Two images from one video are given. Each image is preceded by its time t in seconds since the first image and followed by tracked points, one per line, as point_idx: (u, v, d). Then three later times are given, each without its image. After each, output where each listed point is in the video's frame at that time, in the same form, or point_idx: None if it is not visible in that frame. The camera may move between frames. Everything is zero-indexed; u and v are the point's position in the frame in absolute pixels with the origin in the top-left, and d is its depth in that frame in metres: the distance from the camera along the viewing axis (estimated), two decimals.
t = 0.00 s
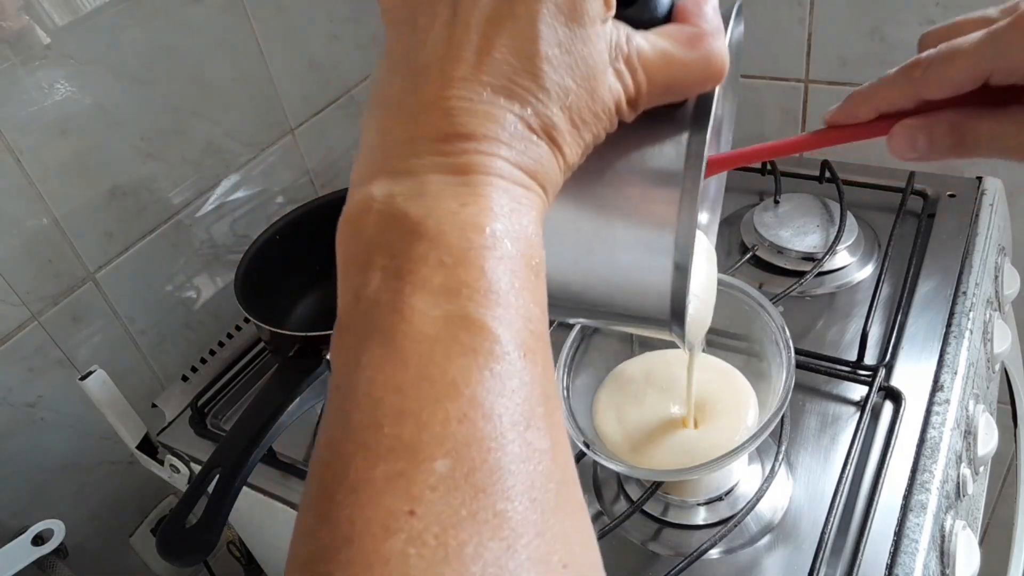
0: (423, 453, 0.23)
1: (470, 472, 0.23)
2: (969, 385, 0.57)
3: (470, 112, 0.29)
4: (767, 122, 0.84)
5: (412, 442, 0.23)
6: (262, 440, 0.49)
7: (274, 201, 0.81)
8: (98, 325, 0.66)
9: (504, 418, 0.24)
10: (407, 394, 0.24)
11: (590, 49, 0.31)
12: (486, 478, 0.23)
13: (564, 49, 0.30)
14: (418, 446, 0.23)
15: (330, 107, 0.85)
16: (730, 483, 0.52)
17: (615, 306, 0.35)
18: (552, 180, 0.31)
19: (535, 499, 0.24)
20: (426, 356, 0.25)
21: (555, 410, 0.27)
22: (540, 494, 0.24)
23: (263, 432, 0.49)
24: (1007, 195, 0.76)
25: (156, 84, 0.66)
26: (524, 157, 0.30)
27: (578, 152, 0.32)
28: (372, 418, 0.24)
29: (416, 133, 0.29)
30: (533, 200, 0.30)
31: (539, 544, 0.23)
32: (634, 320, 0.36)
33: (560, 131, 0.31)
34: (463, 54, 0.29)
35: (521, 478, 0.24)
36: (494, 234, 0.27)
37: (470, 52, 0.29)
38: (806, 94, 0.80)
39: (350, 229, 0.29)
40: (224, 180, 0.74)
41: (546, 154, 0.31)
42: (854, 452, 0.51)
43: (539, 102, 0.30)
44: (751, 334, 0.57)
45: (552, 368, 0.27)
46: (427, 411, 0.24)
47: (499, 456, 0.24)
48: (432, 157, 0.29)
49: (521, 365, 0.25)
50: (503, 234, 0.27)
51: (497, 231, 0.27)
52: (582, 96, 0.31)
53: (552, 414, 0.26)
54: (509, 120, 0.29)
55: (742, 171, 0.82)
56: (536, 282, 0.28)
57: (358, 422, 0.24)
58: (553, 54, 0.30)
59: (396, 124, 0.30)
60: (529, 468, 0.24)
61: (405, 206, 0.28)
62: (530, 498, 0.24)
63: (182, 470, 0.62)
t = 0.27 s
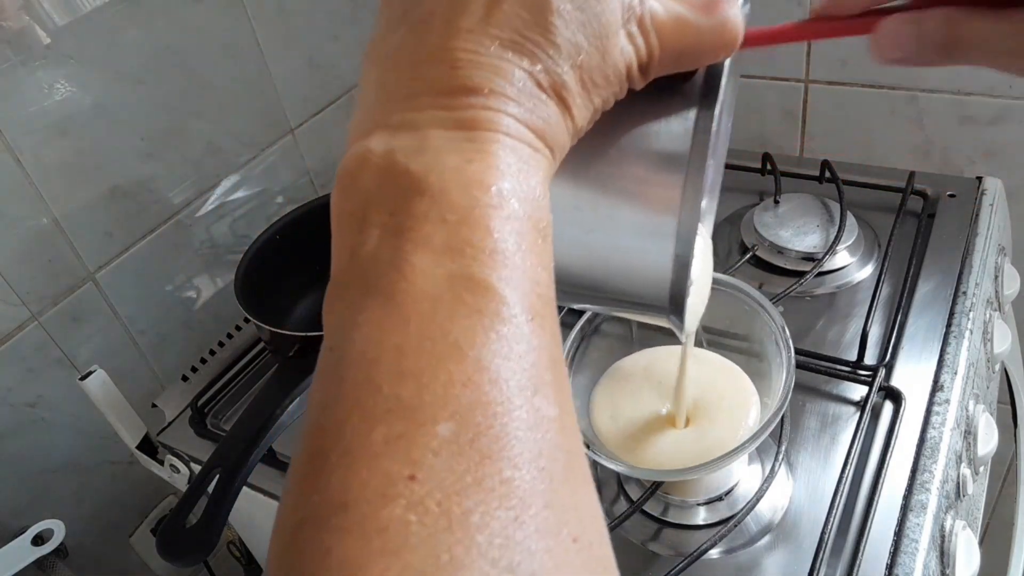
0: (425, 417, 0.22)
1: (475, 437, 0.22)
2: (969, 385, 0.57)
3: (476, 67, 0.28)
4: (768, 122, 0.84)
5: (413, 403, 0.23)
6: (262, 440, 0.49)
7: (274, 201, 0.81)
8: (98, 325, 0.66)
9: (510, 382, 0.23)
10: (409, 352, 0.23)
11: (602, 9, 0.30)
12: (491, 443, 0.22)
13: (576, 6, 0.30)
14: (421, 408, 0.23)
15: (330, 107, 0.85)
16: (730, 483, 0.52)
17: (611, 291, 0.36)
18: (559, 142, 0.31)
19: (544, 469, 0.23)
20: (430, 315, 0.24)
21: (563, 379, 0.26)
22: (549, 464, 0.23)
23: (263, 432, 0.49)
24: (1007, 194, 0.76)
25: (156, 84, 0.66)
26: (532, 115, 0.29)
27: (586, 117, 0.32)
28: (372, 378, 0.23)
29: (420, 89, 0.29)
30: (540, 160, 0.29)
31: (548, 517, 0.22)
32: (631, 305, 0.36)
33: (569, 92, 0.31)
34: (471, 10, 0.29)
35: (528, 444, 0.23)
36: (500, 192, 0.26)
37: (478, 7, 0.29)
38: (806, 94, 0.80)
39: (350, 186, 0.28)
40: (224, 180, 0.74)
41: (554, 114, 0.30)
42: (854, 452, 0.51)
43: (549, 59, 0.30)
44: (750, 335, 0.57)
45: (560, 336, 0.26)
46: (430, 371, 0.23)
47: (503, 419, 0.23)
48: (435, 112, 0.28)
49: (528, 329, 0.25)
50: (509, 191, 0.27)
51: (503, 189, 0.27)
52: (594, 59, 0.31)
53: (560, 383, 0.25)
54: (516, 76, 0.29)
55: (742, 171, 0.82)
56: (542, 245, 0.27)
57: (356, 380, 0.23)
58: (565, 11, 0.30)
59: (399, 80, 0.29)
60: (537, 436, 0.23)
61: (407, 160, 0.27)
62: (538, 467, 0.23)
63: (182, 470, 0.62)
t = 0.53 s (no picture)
0: (428, 389, 0.22)
1: (477, 412, 0.22)
2: (970, 385, 0.57)
3: (491, 44, 0.28)
4: (768, 122, 0.84)
5: (417, 376, 0.23)
6: (262, 440, 0.49)
7: (274, 200, 0.81)
8: (98, 326, 0.66)
9: (516, 361, 0.23)
10: (415, 326, 0.23)
11: None
12: (493, 419, 0.22)
13: None
14: (425, 381, 0.23)
15: (330, 106, 0.85)
16: (730, 483, 0.52)
17: (610, 284, 0.36)
18: (569, 123, 0.30)
19: (543, 447, 0.23)
20: (438, 289, 0.24)
21: (566, 360, 0.26)
22: (548, 442, 0.23)
23: (263, 432, 0.49)
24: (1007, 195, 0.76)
25: (156, 84, 0.66)
26: (544, 94, 0.29)
27: (598, 100, 0.31)
28: (376, 350, 0.23)
29: (434, 63, 0.29)
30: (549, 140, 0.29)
31: (545, 494, 0.22)
32: (629, 299, 0.37)
33: (584, 74, 0.30)
34: None
35: (529, 422, 0.23)
36: (508, 170, 0.26)
37: None
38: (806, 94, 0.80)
39: (359, 155, 0.28)
40: (224, 180, 0.74)
41: (566, 94, 0.30)
42: (854, 452, 0.51)
43: (565, 39, 0.29)
44: (751, 335, 0.57)
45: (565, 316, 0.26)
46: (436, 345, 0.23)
47: (507, 396, 0.23)
48: (448, 86, 0.28)
49: (534, 308, 0.25)
50: (517, 170, 0.27)
51: (511, 167, 0.27)
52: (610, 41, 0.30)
53: (564, 365, 0.25)
54: (530, 53, 0.28)
55: (742, 171, 0.82)
56: (550, 226, 0.27)
57: (362, 349, 0.23)
58: None
59: (412, 52, 0.29)
60: (539, 414, 0.23)
61: (418, 133, 0.27)
62: (536, 445, 0.23)
63: (182, 470, 0.62)
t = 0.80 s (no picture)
0: (404, 381, 0.23)
1: (454, 405, 0.23)
2: (970, 385, 0.57)
3: (471, 38, 0.28)
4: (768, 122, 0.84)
5: (395, 369, 0.23)
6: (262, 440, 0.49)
7: (274, 201, 0.81)
8: (98, 326, 0.66)
9: (492, 354, 0.24)
10: (392, 321, 0.24)
11: None
12: (469, 410, 0.23)
13: None
14: (402, 373, 0.23)
15: (330, 107, 0.85)
16: (730, 483, 0.52)
17: (600, 271, 0.36)
18: (551, 118, 0.30)
19: (520, 438, 0.23)
20: (416, 283, 0.24)
21: (546, 350, 0.26)
22: (525, 434, 0.23)
23: (263, 432, 0.49)
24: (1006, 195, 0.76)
25: (156, 84, 0.66)
26: (527, 89, 0.29)
27: (582, 93, 0.32)
28: (355, 344, 0.24)
29: (414, 57, 0.28)
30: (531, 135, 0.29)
31: (522, 485, 0.23)
32: (619, 287, 0.37)
33: (566, 67, 0.30)
34: None
35: (505, 415, 0.23)
36: (487, 166, 0.27)
37: None
38: (806, 94, 0.80)
39: (341, 149, 0.28)
40: (224, 181, 0.74)
41: (549, 89, 0.30)
42: (854, 452, 0.51)
43: (547, 34, 0.29)
44: (752, 334, 0.57)
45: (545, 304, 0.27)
46: (413, 338, 0.24)
47: (484, 388, 0.23)
48: (428, 81, 0.28)
49: (512, 301, 0.25)
50: (498, 165, 0.27)
51: (491, 162, 0.27)
52: (592, 36, 0.30)
53: (543, 355, 0.26)
54: (512, 48, 0.28)
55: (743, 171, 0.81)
56: (530, 220, 0.27)
57: (341, 343, 0.24)
58: None
59: (393, 45, 0.29)
60: (515, 406, 0.24)
61: (398, 128, 0.27)
62: (513, 437, 0.23)
63: (182, 470, 0.62)
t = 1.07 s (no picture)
0: (437, 368, 0.23)
1: (486, 391, 0.23)
2: (969, 385, 0.57)
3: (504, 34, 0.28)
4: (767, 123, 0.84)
5: (429, 356, 0.23)
6: (262, 441, 0.49)
7: (274, 200, 0.81)
8: (98, 326, 0.66)
9: (524, 344, 0.24)
10: (425, 309, 0.24)
11: None
12: (501, 398, 0.23)
13: None
14: (436, 360, 0.23)
15: (330, 106, 0.85)
16: (730, 482, 0.52)
17: (613, 273, 0.36)
18: (580, 113, 0.31)
19: (550, 427, 0.23)
20: (450, 272, 0.24)
21: (574, 344, 0.26)
22: (555, 423, 0.23)
23: (263, 433, 0.49)
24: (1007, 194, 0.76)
25: (157, 84, 0.66)
26: (557, 85, 0.29)
27: (609, 92, 0.32)
28: (388, 332, 0.24)
29: (448, 52, 0.29)
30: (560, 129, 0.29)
31: (553, 471, 0.22)
32: (633, 288, 0.37)
33: (595, 65, 0.31)
34: None
35: (536, 403, 0.23)
36: (519, 157, 0.27)
37: None
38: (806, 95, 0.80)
39: (373, 143, 0.28)
40: (224, 180, 0.74)
41: (578, 85, 0.30)
42: (854, 452, 0.51)
43: (577, 31, 0.29)
44: (752, 335, 0.57)
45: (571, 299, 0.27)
46: (446, 327, 0.24)
47: (515, 377, 0.23)
48: (461, 75, 0.28)
49: (543, 293, 0.25)
50: (529, 157, 0.27)
51: (521, 155, 0.27)
52: (621, 34, 0.31)
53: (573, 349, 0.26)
54: (544, 42, 0.29)
55: (743, 171, 0.82)
56: (559, 214, 0.27)
57: (376, 331, 0.24)
58: None
59: (426, 40, 0.30)
60: (545, 394, 0.23)
61: (432, 121, 0.28)
62: (543, 425, 0.23)
63: (182, 470, 0.62)
